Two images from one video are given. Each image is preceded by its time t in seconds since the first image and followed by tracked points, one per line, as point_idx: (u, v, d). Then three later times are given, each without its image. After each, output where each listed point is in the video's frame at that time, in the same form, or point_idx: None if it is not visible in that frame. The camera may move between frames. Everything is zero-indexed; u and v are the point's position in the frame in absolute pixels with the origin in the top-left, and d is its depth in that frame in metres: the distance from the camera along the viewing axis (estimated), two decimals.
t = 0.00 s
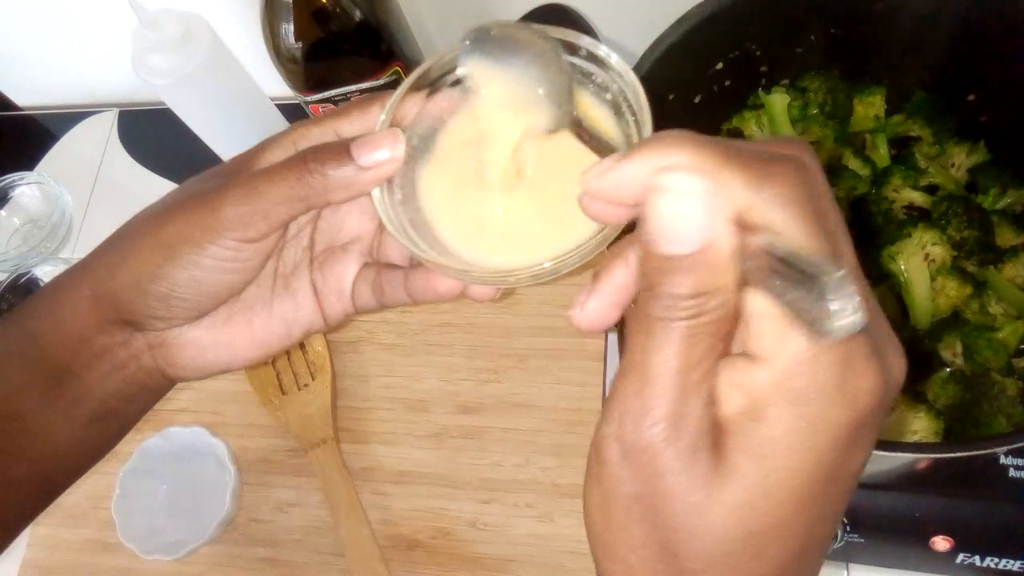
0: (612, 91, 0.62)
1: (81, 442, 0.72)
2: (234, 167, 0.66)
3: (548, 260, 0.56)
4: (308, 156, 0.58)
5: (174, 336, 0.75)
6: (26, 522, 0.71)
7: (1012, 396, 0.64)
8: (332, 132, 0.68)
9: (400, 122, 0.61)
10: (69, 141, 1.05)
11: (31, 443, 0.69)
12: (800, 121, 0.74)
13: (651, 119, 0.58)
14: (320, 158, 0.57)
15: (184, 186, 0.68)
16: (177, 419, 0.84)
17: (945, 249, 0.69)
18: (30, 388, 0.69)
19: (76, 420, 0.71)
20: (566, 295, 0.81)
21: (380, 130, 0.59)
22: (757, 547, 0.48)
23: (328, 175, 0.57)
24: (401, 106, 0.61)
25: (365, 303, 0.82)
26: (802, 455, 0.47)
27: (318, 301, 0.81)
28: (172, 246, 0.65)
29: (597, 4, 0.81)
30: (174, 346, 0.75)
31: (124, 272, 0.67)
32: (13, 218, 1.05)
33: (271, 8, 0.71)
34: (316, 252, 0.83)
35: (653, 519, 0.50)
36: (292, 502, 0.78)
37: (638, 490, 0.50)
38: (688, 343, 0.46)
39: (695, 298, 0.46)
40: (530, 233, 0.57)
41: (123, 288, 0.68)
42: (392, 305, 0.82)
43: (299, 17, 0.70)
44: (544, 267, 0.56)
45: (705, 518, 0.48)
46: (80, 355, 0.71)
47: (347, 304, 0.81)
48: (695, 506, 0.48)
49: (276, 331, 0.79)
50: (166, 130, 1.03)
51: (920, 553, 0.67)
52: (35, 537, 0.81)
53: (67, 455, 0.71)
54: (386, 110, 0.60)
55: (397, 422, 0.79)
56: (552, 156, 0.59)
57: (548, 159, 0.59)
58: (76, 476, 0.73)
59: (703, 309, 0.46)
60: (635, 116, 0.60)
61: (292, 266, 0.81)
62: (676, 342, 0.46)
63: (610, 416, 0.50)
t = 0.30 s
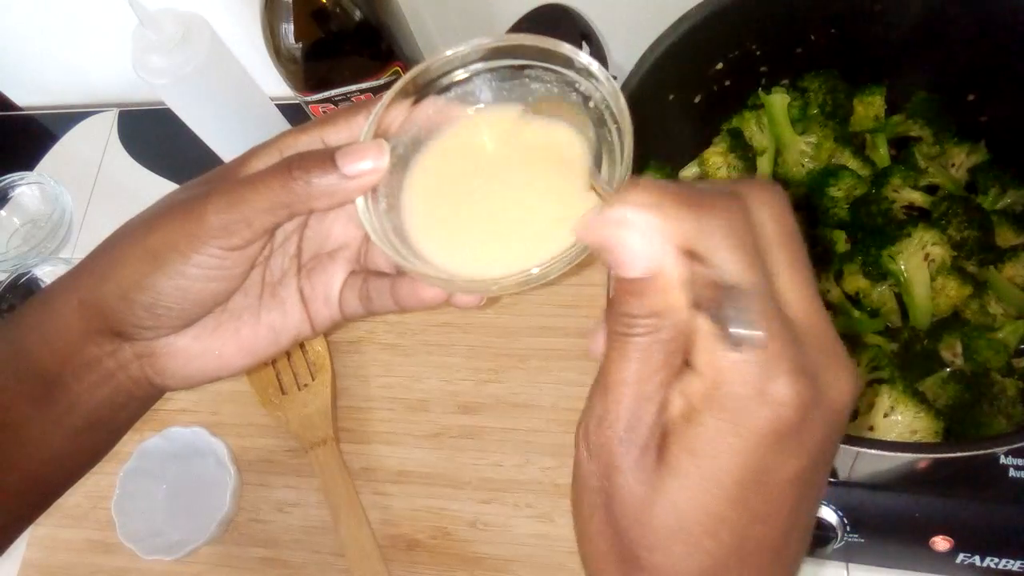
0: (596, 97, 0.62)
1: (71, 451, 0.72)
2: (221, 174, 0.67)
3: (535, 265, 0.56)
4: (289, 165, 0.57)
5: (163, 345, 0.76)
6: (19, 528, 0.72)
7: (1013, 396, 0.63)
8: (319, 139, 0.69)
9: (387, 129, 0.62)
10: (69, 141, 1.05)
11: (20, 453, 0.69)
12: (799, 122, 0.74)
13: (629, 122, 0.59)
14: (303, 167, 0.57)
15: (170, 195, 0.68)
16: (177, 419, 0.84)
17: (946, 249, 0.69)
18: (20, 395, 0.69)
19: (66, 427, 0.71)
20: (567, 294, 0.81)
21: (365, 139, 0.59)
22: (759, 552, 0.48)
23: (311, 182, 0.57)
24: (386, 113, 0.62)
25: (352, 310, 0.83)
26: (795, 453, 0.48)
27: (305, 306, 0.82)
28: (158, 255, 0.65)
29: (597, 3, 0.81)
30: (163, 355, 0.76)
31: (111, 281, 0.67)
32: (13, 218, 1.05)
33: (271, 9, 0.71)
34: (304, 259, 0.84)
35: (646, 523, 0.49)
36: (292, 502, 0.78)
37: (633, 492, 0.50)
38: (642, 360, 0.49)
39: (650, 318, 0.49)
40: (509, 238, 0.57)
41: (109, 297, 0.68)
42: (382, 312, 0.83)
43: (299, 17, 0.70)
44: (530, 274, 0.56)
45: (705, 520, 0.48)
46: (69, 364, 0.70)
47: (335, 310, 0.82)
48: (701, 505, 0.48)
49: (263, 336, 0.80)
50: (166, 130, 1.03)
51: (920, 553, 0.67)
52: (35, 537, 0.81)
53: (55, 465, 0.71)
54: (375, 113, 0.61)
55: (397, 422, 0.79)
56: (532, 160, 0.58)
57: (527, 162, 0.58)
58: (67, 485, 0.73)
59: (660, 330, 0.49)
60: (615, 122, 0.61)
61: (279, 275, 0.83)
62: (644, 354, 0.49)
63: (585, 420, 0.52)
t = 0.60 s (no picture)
0: (600, 98, 0.61)
1: (73, 451, 0.72)
2: (225, 173, 0.67)
3: (536, 267, 0.56)
4: (296, 164, 0.57)
5: (168, 344, 0.76)
6: (19, 529, 0.72)
7: (1012, 396, 0.63)
8: (323, 139, 0.69)
9: (389, 129, 0.62)
10: (69, 141, 1.05)
11: (25, 451, 0.70)
12: (799, 121, 0.75)
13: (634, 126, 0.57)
14: (309, 166, 0.56)
15: (176, 194, 0.68)
16: (177, 419, 0.84)
17: (946, 249, 0.69)
18: (23, 395, 0.70)
19: (68, 427, 0.72)
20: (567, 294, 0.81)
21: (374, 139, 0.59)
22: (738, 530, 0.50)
23: (316, 181, 0.57)
24: (389, 114, 0.62)
25: (355, 309, 0.82)
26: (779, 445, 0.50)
27: (308, 307, 0.82)
28: (161, 255, 0.65)
29: (597, 3, 0.81)
30: (167, 355, 0.76)
31: (114, 281, 0.67)
32: (13, 218, 1.05)
33: (271, 10, 0.71)
34: (308, 259, 0.84)
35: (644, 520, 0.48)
36: (292, 502, 0.78)
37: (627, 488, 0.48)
38: (657, 347, 0.47)
39: (667, 301, 0.47)
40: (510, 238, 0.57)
41: (112, 297, 0.68)
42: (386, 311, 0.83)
43: (298, 16, 0.70)
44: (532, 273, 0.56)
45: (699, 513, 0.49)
46: (72, 364, 0.71)
47: (337, 310, 0.82)
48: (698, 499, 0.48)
49: (266, 337, 0.80)
50: (166, 130, 1.03)
51: (920, 553, 0.67)
52: (35, 537, 0.81)
53: (59, 464, 0.72)
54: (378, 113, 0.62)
55: (397, 422, 0.79)
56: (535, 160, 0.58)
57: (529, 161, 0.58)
58: (69, 485, 0.74)
59: (675, 315, 0.47)
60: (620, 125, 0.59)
61: (283, 274, 0.83)
62: (653, 339, 0.47)
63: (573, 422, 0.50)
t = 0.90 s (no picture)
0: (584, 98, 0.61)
1: (56, 454, 0.71)
2: (204, 172, 0.66)
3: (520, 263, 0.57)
4: (277, 163, 0.58)
5: (149, 345, 0.75)
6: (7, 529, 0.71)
7: (1012, 396, 0.63)
8: (306, 139, 0.68)
9: (372, 126, 0.62)
10: (69, 140, 1.05)
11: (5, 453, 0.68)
12: (799, 121, 0.75)
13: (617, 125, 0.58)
14: (289, 165, 0.57)
15: (153, 195, 0.68)
16: (177, 419, 0.84)
17: (946, 249, 0.69)
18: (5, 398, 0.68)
19: (50, 431, 0.70)
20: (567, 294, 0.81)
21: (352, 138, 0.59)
22: (679, 548, 0.45)
23: (295, 181, 0.58)
24: (372, 113, 0.62)
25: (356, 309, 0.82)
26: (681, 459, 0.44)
27: (292, 307, 0.81)
28: (142, 257, 0.65)
29: (597, 2, 0.81)
30: (148, 356, 0.75)
31: (94, 284, 0.67)
32: (13, 218, 1.05)
33: (271, 9, 0.71)
34: (292, 259, 0.83)
35: (588, 532, 0.47)
36: (292, 502, 0.78)
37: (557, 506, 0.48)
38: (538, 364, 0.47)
39: (537, 319, 0.45)
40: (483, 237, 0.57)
41: (94, 299, 0.68)
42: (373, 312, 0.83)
43: (298, 16, 0.70)
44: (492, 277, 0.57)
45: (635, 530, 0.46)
46: (53, 367, 0.70)
47: (322, 312, 0.82)
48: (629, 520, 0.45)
49: (249, 339, 0.79)
50: (166, 130, 1.03)
51: (920, 553, 0.67)
52: (35, 536, 0.81)
53: (39, 468, 0.70)
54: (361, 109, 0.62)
55: (397, 422, 0.79)
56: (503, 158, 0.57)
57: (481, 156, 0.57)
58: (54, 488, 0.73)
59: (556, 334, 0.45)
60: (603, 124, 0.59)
61: (268, 275, 0.82)
62: (540, 356, 0.46)
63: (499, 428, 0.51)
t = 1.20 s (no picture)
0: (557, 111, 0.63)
1: (37, 467, 0.70)
2: (183, 186, 0.65)
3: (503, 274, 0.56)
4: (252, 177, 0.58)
5: (129, 357, 0.75)
6: None
7: (1012, 397, 0.63)
8: (284, 153, 0.67)
9: (352, 138, 0.62)
10: (69, 140, 1.05)
11: None
12: (799, 121, 0.75)
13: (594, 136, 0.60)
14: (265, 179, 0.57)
15: (131, 210, 0.67)
16: (177, 419, 0.84)
17: (946, 249, 0.69)
18: None
19: (32, 443, 0.69)
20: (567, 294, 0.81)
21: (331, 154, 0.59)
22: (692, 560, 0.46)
23: (271, 195, 0.57)
24: (352, 125, 0.63)
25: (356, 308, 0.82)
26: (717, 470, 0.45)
27: (273, 319, 0.81)
28: (121, 269, 0.65)
29: (597, 2, 0.81)
30: (128, 367, 0.75)
31: (74, 296, 0.66)
32: (13, 218, 1.05)
33: (271, 9, 0.71)
34: (271, 270, 0.82)
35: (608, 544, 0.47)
36: (292, 502, 0.78)
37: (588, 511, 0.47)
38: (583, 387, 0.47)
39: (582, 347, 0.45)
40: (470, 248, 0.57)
41: (75, 311, 0.67)
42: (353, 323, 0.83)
43: (298, 16, 0.70)
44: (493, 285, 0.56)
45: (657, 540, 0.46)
46: (33, 380, 0.69)
47: (303, 323, 0.82)
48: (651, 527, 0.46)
49: (230, 351, 0.80)
50: (165, 130, 1.03)
51: (920, 553, 0.67)
52: (36, 536, 0.81)
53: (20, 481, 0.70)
54: (341, 121, 0.62)
55: (397, 422, 0.79)
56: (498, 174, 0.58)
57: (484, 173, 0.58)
58: (36, 500, 0.72)
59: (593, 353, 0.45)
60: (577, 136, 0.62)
61: (247, 285, 0.81)
62: (580, 379, 0.46)
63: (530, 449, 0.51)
